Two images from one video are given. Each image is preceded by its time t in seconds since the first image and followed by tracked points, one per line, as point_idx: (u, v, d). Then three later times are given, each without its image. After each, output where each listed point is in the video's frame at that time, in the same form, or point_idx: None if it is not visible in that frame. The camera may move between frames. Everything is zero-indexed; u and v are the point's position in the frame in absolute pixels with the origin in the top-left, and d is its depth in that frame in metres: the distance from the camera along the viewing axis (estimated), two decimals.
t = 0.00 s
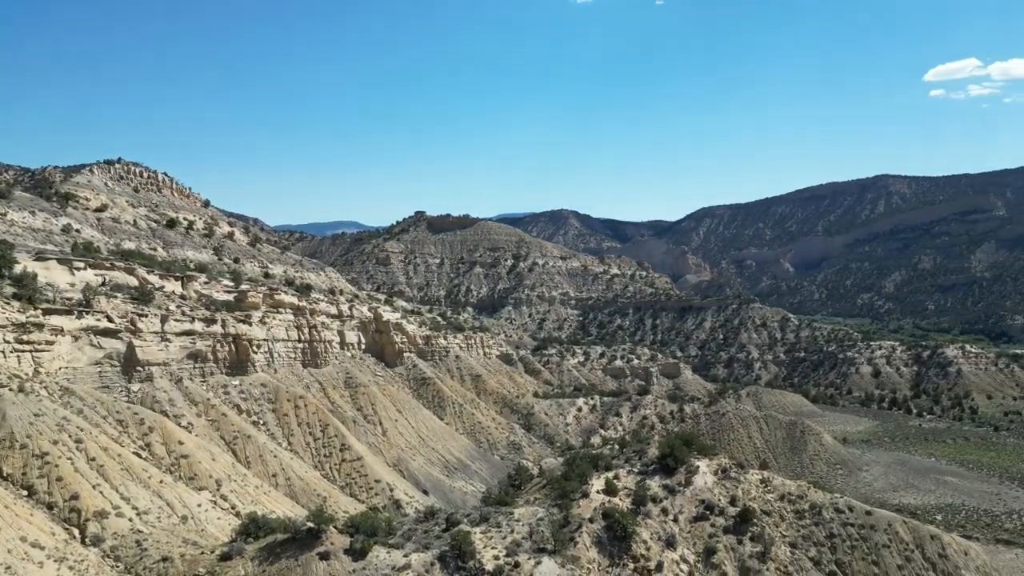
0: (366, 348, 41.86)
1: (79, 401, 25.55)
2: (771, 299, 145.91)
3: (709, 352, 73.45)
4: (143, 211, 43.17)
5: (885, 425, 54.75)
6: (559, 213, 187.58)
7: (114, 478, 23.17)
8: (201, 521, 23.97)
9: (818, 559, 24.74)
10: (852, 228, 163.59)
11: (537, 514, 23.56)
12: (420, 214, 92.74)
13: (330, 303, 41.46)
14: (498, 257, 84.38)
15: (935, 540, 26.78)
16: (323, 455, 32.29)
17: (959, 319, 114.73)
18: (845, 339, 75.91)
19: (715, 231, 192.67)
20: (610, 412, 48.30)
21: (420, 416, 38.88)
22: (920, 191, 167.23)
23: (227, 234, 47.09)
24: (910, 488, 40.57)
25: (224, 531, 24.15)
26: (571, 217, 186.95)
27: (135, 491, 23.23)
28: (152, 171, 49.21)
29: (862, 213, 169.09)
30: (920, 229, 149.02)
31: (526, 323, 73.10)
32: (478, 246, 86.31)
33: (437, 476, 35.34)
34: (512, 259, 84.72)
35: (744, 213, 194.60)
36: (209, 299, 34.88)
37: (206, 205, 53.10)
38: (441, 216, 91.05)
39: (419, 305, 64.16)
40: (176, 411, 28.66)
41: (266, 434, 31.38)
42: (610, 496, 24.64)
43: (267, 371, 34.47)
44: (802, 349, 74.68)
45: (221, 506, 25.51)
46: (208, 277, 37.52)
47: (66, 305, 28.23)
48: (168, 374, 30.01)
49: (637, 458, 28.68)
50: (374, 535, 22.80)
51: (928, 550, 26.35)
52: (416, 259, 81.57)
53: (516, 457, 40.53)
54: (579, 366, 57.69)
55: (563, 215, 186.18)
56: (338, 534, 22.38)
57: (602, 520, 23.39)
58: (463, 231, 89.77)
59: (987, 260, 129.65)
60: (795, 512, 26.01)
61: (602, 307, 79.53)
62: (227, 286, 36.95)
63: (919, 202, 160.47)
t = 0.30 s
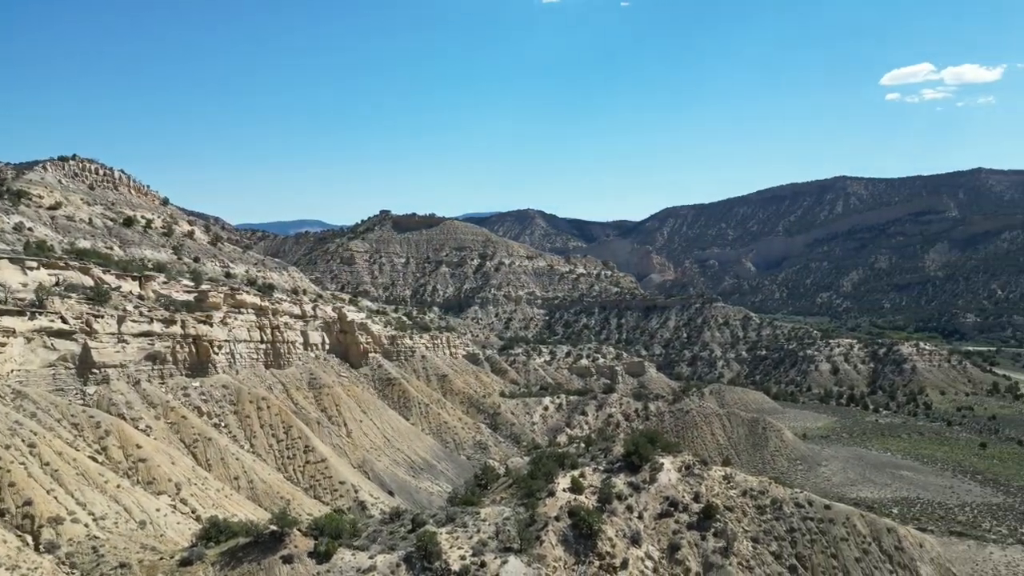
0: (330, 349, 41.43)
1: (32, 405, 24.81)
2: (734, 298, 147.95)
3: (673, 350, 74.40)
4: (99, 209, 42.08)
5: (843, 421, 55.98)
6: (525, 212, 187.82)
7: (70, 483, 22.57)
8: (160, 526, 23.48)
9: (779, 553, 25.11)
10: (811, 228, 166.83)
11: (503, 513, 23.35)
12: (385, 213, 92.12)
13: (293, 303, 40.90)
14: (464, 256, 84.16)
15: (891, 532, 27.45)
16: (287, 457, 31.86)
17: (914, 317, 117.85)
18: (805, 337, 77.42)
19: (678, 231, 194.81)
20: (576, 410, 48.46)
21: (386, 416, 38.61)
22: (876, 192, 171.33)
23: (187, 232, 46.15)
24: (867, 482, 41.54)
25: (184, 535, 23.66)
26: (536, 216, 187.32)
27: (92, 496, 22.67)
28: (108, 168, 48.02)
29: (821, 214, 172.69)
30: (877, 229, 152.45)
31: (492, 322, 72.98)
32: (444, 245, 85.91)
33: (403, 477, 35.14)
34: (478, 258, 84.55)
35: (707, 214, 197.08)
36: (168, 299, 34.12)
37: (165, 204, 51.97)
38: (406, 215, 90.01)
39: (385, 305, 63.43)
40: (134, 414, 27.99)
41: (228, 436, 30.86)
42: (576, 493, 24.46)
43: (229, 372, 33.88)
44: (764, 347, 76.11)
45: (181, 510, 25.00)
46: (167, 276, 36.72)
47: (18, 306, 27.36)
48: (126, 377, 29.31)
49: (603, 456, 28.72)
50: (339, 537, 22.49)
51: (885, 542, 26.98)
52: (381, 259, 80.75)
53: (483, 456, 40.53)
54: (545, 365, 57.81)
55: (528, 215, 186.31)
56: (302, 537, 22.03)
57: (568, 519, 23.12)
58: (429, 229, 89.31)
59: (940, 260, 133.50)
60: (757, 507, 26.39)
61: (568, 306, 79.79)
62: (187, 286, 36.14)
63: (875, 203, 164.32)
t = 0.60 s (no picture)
0: (293, 349, 40.88)
1: None
2: (697, 297, 149.75)
3: (637, 349, 75.29)
4: (52, 207, 40.89)
5: (803, 418, 57.06)
6: (491, 212, 187.54)
7: (22, 489, 21.90)
8: (117, 532, 22.89)
9: (741, 548, 25.43)
10: (770, 229, 169.74)
11: (469, 513, 23.16)
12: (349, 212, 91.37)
13: (255, 303, 40.25)
14: (430, 256, 83.76)
15: (849, 526, 28.05)
16: (248, 460, 31.32)
17: (870, 315, 120.67)
18: (766, 336, 78.74)
19: (643, 231, 196.44)
20: (542, 410, 48.56)
21: (350, 417, 38.22)
22: (834, 194, 175.17)
23: (145, 231, 45.12)
24: (825, 477, 42.40)
25: (141, 541, 23.10)
26: (503, 216, 187.24)
27: (45, 502, 22.03)
28: (62, 165, 46.72)
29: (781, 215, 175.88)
30: (834, 230, 155.60)
31: (458, 322, 72.74)
32: (410, 245, 85.37)
33: (368, 479, 34.82)
34: (444, 258, 84.23)
35: (670, 214, 199.21)
36: (124, 299, 33.30)
37: (122, 202, 50.75)
38: (371, 214, 89.10)
39: (349, 305, 62.78)
40: (89, 417, 27.23)
41: (187, 439, 30.22)
42: (542, 492, 24.40)
43: (189, 374, 33.20)
44: (726, 345, 77.44)
45: (139, 516, 24.40)
46: (124, 277, 35.84)
47: None
48: (81, 380, 28.54)
49: (569, 455, 28.78)
50: (303, 540, 22.11)
51: (843, 536, 27.57)
52: (345, 258, 79.86)
53: (449, 457, 40.40)
54: (512, 365, 57.83)
55: (494, 215, 186.25)
56: (265, 541, 21.65)
57: (534, 518, 22.98)
58: (393, 228, 88.58)
59: (895, 260, 136.91)
60: (720, 503, 26.73)
61: (534, 306, 79.90)
62: (145, 286, 35.31)
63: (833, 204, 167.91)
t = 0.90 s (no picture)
0: (255, 350, 40.26)
1: None
2: (661, 297, 151.26)
3: (603, 348, 75.87)
4: (2, 205, 39.62)
5: (764, 415, 57.98)
6: (457, 212, 186.96)
7: None
8: (71, 539, 22.24)
9: (704, 544, 25.68)
10: (731, 229, 172.24)
11: (435, 514, 23.01)
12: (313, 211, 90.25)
13: (215, 303, 39.50)
14: (395, 255, 83.18)
15: (808, 521, 28.55)
16: (209, 463, 30.71)
17: (829, 314, 123.20)
18: (728, 334, 79.85)
19: (607, 231, 197.65)
20: (508, 409, 48.52)
21: (313, 419, 37.75)
22: (793, 195, 178.53)
23: (100, 230, 43.97)
24: (785, 473, 43.13)
25: (97, 548, 22.49)
26: (469, 216, 186.88)
27: None
28: (13, 162, 45.31)
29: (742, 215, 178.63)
30: (794, 230, 158.45)
31: (424, 322, 72.37)
32: (375, 244, 84.63)
33: (332, 481, 34.45)
34: (410, 257, 83.75)
35: (635, 214, 200.92)
36: (79, 300, 32.44)
37: (76, 200, 49.41)
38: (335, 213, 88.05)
39: (313, 305, 62.02)
40: (42, 421, 26.44)
41: (145, 443, 29.53)
42: (508, 492, 24.34)
43: (147, 376, 32.45)
44: (690, 344, 78.52)
45: (95, 522, 23.76)
46: (79, 276, 34.90)
47: None
48: (33, 383, 27.73)
49: (535, 455, 28.77)
50: (265, 544, 21.72)
51: (802, 530, 28.08)
52: (309, 257, 78.82)
53: (414, 458, 40.19)
54: (478, 365, 57.74)
55: (460, 214, 185.98)
56: (226, 546, 21.24)
57: (500, 517, 22.87)
58: (358, 227, 87.66)
59: (852, 260, 140.01)
60: (683, 500, 27.00)
61: (500, 305, 79.83)
62: (101, 286, 34.42)
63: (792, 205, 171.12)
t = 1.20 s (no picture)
0: (216, 352, 39.56)
1: None
2: (625, 296, 152.46)
3: (568, 348, 76.26)
4: None
5: (726, 412, 58.77)
6: (422, 211, 186.08)
7: None
8: (24, 545, 21.56)
9: (668, 541, 25.91)
10: (694, 229, 174.33)
11: (400, 515, 22.82)
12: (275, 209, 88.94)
13: (174, 303, 38.67)
14: (360, 255, 82.46)
15: (769, 516, 29.03)
16: (168, 467, 30.06)
17: (789, 313, 125.48)
18: (691, 333, 80.85)
19: (572, 230, 198.53)
20: (474, 409, 48.37)
21: (276, 420, 37.21)
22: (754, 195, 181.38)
23: (53, 228, 42.74)
24: (747, 470, 43.79)
25: (50, 555, 21.86)
26: (434, 215, 186.13)
27: None
28: None
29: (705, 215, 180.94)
30: (755, 231, 160.95)
31: (388, 322, 71.86)
32: (338, 244, 83.74)
33: (295, 483, 34.00)
34: (374, 257, 83.10)
35: (599, 215, 202.09)
36: (31, 300, 31.53)
37: (28, 198, 47.97)
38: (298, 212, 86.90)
39: (275, 305, 61.11)
40: None
41: (101, 447, 28.80)
42: (473, 492, 24.26)
43: (103, 378, 31.67)
44: (654, 343, 79.36)
45: (49, 528, 23.07)
46: (31, 276, 33.93)
47: None
48: None
49: (501, 454, 28.75)
50: (226, 548, 21.31)
51: (763, 525, 28.55)
52: (271, 257, 77.67)
53: (379, 459, 39.92)
54: (443, 365, 57.53)
55: (425, 213, 185.16)
56: (185, 551, 20.82)
57: (466, 517, 22.73)
58: (321, 226, 86.60)
59: (811, 260, 142.84)
60: (648, 497, 27.23)
61: (466, 305, 79.66)
62: (54, 286, 33.49)
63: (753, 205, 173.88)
